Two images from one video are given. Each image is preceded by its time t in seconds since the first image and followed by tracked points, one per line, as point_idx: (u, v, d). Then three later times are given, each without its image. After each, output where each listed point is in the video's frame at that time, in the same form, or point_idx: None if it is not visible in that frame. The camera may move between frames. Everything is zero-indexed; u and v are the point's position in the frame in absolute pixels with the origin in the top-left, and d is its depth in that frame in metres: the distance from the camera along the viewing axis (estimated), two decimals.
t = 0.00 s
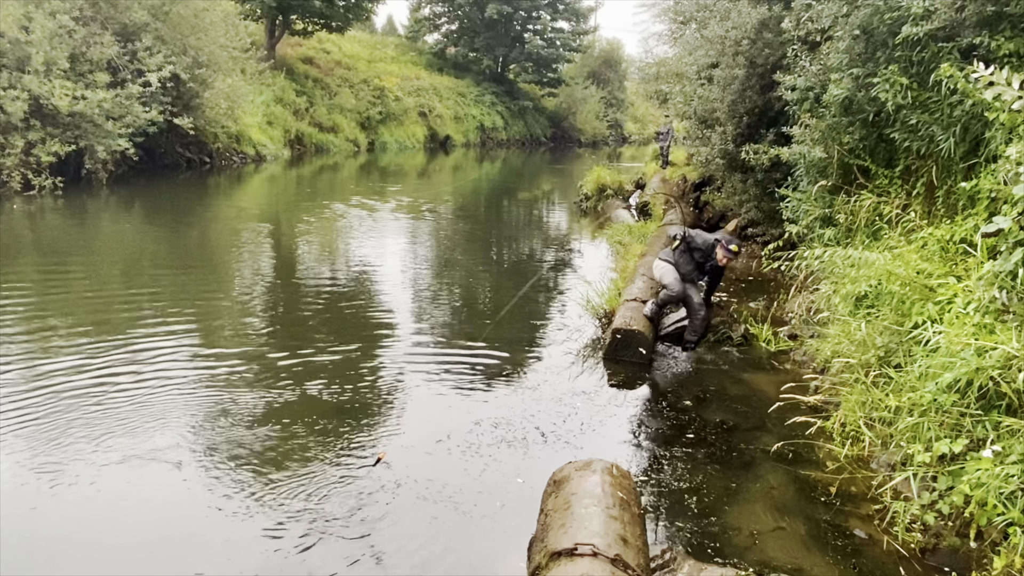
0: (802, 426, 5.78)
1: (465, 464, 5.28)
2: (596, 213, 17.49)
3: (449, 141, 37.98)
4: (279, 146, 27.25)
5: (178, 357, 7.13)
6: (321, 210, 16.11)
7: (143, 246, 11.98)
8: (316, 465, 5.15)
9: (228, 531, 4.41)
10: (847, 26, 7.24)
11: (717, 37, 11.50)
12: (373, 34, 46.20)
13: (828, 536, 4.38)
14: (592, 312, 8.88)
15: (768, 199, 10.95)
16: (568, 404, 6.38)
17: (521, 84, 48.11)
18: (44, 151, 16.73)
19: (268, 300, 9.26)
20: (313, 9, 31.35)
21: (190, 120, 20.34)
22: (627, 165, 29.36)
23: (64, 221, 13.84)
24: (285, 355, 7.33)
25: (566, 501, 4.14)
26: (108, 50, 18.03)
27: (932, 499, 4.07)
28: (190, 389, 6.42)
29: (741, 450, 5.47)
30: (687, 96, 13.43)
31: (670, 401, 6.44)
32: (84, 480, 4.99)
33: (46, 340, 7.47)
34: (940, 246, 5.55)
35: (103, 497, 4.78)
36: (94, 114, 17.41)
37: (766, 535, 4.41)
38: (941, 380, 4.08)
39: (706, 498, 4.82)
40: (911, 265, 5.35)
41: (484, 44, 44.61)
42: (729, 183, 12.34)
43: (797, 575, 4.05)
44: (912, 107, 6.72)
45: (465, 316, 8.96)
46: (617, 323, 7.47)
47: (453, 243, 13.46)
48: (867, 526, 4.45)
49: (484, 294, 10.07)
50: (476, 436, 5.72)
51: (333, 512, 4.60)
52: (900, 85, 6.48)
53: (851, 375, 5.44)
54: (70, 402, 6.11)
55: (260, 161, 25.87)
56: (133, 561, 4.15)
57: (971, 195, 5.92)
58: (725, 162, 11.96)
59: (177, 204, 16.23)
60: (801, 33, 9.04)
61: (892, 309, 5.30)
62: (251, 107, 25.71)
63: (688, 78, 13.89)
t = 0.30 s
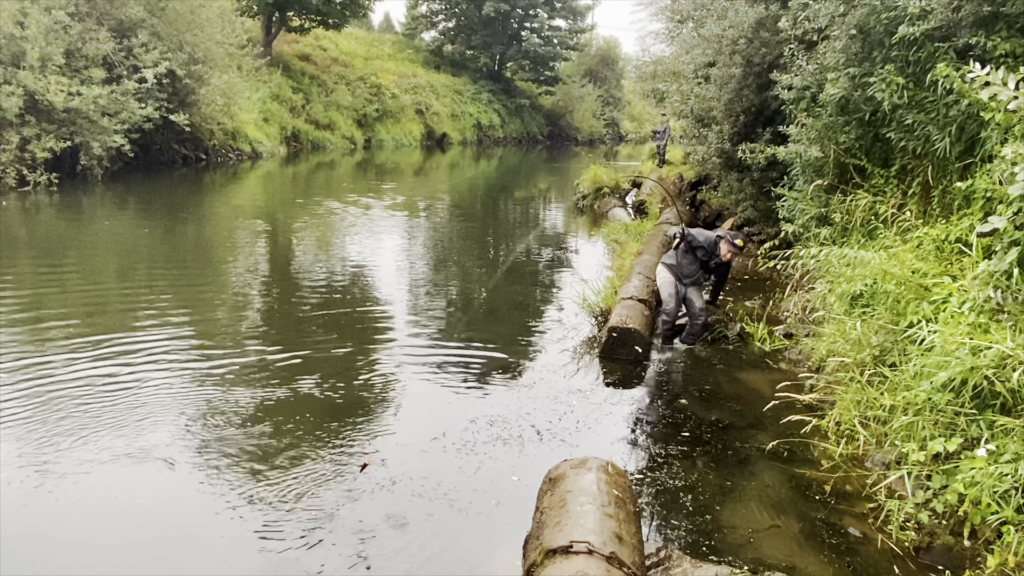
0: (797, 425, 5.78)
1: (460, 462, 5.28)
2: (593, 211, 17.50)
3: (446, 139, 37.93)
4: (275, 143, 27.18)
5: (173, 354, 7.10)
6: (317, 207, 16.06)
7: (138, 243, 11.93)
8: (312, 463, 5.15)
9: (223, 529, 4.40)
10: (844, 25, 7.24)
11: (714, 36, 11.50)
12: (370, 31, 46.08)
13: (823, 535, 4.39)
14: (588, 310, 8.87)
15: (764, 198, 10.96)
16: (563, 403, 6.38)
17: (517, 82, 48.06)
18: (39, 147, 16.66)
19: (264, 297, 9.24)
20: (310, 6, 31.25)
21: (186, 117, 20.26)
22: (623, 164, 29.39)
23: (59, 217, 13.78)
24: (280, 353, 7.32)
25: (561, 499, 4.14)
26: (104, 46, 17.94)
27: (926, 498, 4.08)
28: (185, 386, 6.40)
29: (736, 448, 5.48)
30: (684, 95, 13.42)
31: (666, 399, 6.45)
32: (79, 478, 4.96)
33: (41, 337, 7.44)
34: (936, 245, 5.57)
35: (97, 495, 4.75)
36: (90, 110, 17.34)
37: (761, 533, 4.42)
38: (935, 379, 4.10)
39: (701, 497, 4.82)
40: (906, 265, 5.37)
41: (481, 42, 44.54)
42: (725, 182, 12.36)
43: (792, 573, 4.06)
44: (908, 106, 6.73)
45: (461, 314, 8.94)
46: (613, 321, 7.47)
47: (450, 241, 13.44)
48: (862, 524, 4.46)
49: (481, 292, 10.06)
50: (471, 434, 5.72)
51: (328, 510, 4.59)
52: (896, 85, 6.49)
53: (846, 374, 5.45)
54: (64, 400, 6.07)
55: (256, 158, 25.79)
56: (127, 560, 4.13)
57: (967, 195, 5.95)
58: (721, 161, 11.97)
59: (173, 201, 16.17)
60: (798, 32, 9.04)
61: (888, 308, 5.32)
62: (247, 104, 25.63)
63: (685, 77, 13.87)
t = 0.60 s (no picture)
0: (792, 423, 5.80)
1: (456, 460, 5.28)
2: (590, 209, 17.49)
3: (443, 136, 37.89)
4: (272, 140, 27.13)
5: (170, 351, 7.08)
6: (314, 204, 16.04)
7: (134, 239, 11.90)
8: (308, 460, 5.14)
9: (219, 526, 4.39)
10: (841, 25, 7.24)
11: (711, 34, 11.49)
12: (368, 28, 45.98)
13: (818, 533, 4.40)
14: (585, 308, 8.87)
15: (761, 196, 10.99)
16: (560, 400, 6.38)
17: (515, 80, 48.00)
18: (35, 142, 16.59)
19: (260, 294, 9.22)
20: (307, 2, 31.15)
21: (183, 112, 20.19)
22: (621, 162, 29.40)
23: (55, 213, 13.74)
24: (276, 349, 7.30)
25: (557, 497, 4.14)
26: (101, 42, 17.86)
27: (921, 496, 4.10)
28: (182, 383, 6.38)
29: (732, 446, 5.49)
30: (681, 93, 13.42)
31: (662, 397, 6.45)
32: (74, 474, 4.95)
33: (36, 332, 7.42)
34: (932, 245, 5.59)
35: (92, 492, 4.73)
36: (86, 105, 17.28)
37: (756, 531, 4.43)
38: (931, 378, 4.12)
39: (696, 494, 4.83)
40: (902, 264, 5.40)
41: (479, 40, 44.45)
42: (722, 181, 12.37)
43: (787, 571, 4.07)
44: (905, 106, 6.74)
45: (458, 312, 8.93)
46: (609, 319, 7.47)
47: (447, 238, 13.42)
48: (857, 523, 4.48)
49: (477, 290, 10.05)
50: (468, 432, 5.72)
51: (324, 507, 4.59)
52: (893, 84, 6.50)
53: (842, 372, 5.47)
54: (60, 396, 6.04)
55: (253, 154, 25.72)
56: (122, 557, 4.11)
57: (963, 195, 5.97)
58: (718, 159, 11.99)
59: (169, 197, 16.13)
60: (796, 31, 9.04)
61: (884, 307, 5.34)
62: (244, 100, 25.57)
63: (683, 75, 13.86)
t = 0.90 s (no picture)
0: (788, 421, 5.82)
1: (452, 457, 5.27)
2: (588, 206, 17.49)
3: (440, 133, 37.84)
4: (268, 136, 27.06)
5: (165, 347, 7.06)
6: (311, 200, 16.01)
7: (130, 234, 11.86)
8: (304, 456, 5.13)
9: (214, 522, 4.38)
10: (839, 23, 7.26)
11: (709, 32, 11.49)
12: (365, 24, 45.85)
13: (813, 530, 4.41)
14: (581, 305, 8.86)
15: (757, 194, 11.01)
16: (556, 398, 6.38)
17: (512, 77, 47.90)
18: (31, 137, 16.52)
19: (256, 289, 9.20)
20: None
21: (179, 108, 20.12)
22: (618, 160, 29.40)
23: (50, 208, 13.69)
24: (272, 346, 7.28)
25: (552, 493, 4.14)
26: (96, 36, 17.79)
27: (915, 494, 4.11)
28: (177, 379, 6.37)
29: (727, 444, 5.50)
30: (679, 91, 13.41)
31: (658, 395, 6.46)
32: (69, 470, 4.92)
33: (31, 328, 7.39)
34: (928, 244, 5.60)
35: (86, 489, 4.71)
36: (82, 100, 17.21)
37: (751, 529, 4.44)
38: (927, 376, 4.13)
39: (692, 491, 4.84)
40: (898, 262, 5.42)
41: (476, 36, 44.37)
42: (719, 178, 12.38)
43: (781, 568, 4.08)
44: (902, 104, 6.74)
45: (455, 309, 8.92)
46: (606, 316, 7.45)
47: (444, 235, 13.41)
48: (852, 520, 4.49)
49: (474, 287, 10.03)
50: (464, 428, 5.71)
51: (319, 504, 4.58)
52: (890, 83, 6.52)
53: (837, 370, 5.48)
54: (53, 393, 6.00)
55: (250, 150, 25.65)
56: (117, 554, 4.10)
57: (959, 194, 5.98)
58: (715, 157, 12.02)
59: (165, 193, 16.09)
60: (794, 29, 9.04)
61: (879, 305, 5.35)
62: (240, 96, 25.49)
63: (681, 73, 13.87)
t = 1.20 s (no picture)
0: (786, 419, 5.82)
1: (449, 454, 5.27)
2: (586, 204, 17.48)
3: (440, 130, 37.79)
4: (267, 132, 27.01)
5: (163, 343, 7.05)
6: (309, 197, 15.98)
7: (128, 230, 11.85)
8: (302, 453, 5.13)
9: (212, 519, 4.38)
10: (838, 21, 7.26)
11: (708, 29, 11.48)
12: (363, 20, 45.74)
13: (811, 527, 4.42)
14: (580, 302, 8.87)
15: (757, 192, 11.01)
16: (554, 395, 6.39)
17: (511, 73, 47.81)
18: (29, 132, 16.47)
19: (254, 286, 9.19)
20: None
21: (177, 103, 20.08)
22: (618, 157, 29.38)
23: (48, 204, 13.67)
24: (271, 342, 7.27)
25: (551, 490, 4.15)
26: (94, 32, 17.75)
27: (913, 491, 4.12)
28: (175, 376, 6.36)
29: (725, 441, 5.50)
30: (678, 88, 13.40)
31: (656, 392, 6.46)
32: (67, 468, 4.91)
33: (29, 324, 7.37)
34: (927, 242, 5.60)
35: (84, 487, 4.70)
36: (80, 96, 17.18)
37: (749, 526, 4.45)
38: (925, 374, 4.13)
39: (690, 489, 4.84)
40: (897, 260, 5.42)
41: (475, 33, 44.31)
42: (718, 176, 12.38)
43: (779, 565, 4.08)
44: (901, 103, 6.73)
45: (453, 306, 8.91)
46: (604, 314, 7.48)
47: (442, 232, 13.40)
48: (850, 518, 4.49)
49: (473, 284, 10.03)
50: (461, 425, 5.72)
51: (317, 501, 4.57)
52: (890, 81, 6.51)
53: (836, 368, 5.49)
54: (51, 390, 5.99)
55: (248, 146, 25.59)
56: (114, 552, 4.08)
57: (958, 192, 5.98)
58: (714, 155, 12.00)
59: (163, 189, 16.06)
60: (793, 27, 9.03)
61: (878, 303, 5.35)
62: (239, 92, 25.44)
63: (680, 71, 13.85)
